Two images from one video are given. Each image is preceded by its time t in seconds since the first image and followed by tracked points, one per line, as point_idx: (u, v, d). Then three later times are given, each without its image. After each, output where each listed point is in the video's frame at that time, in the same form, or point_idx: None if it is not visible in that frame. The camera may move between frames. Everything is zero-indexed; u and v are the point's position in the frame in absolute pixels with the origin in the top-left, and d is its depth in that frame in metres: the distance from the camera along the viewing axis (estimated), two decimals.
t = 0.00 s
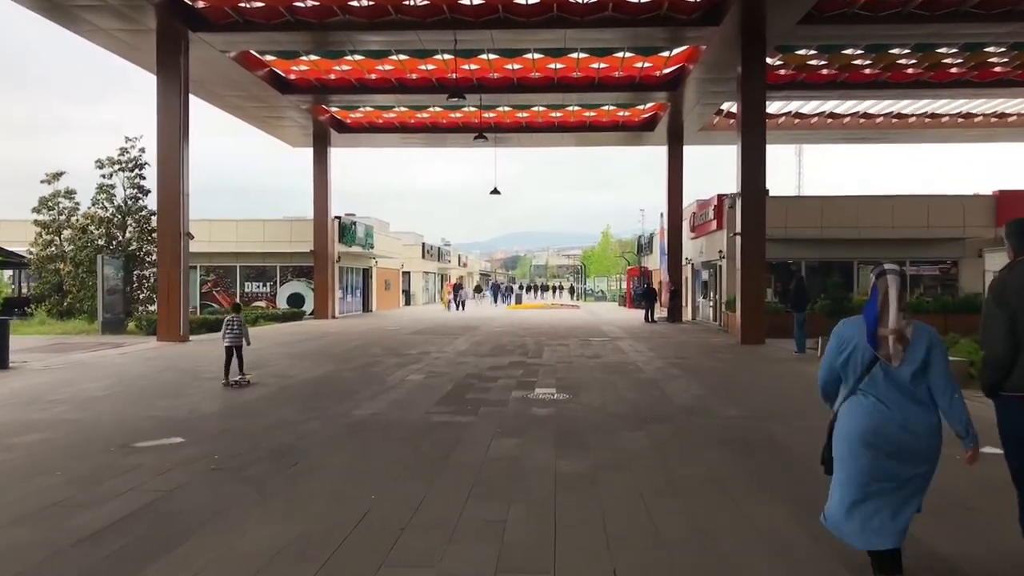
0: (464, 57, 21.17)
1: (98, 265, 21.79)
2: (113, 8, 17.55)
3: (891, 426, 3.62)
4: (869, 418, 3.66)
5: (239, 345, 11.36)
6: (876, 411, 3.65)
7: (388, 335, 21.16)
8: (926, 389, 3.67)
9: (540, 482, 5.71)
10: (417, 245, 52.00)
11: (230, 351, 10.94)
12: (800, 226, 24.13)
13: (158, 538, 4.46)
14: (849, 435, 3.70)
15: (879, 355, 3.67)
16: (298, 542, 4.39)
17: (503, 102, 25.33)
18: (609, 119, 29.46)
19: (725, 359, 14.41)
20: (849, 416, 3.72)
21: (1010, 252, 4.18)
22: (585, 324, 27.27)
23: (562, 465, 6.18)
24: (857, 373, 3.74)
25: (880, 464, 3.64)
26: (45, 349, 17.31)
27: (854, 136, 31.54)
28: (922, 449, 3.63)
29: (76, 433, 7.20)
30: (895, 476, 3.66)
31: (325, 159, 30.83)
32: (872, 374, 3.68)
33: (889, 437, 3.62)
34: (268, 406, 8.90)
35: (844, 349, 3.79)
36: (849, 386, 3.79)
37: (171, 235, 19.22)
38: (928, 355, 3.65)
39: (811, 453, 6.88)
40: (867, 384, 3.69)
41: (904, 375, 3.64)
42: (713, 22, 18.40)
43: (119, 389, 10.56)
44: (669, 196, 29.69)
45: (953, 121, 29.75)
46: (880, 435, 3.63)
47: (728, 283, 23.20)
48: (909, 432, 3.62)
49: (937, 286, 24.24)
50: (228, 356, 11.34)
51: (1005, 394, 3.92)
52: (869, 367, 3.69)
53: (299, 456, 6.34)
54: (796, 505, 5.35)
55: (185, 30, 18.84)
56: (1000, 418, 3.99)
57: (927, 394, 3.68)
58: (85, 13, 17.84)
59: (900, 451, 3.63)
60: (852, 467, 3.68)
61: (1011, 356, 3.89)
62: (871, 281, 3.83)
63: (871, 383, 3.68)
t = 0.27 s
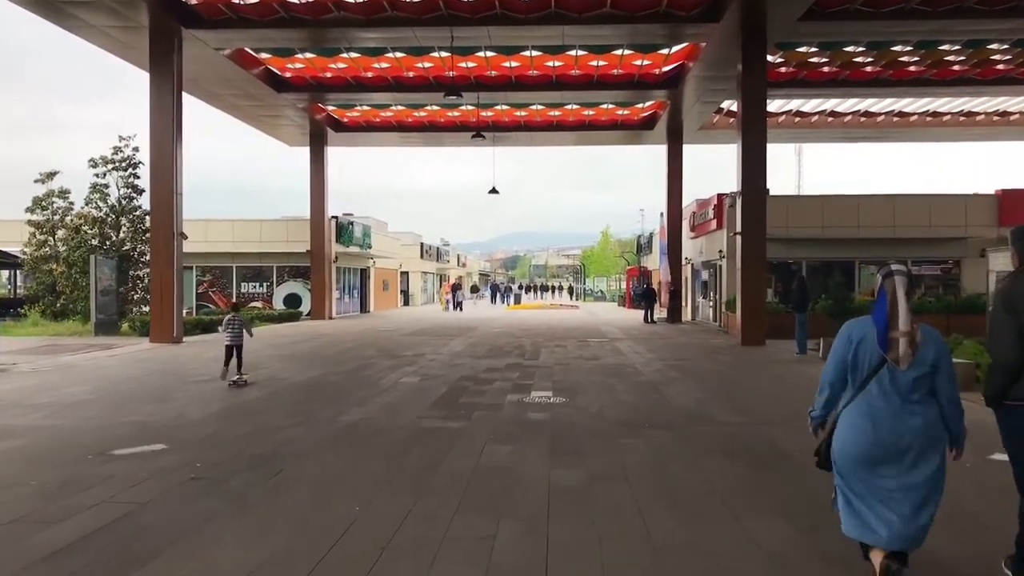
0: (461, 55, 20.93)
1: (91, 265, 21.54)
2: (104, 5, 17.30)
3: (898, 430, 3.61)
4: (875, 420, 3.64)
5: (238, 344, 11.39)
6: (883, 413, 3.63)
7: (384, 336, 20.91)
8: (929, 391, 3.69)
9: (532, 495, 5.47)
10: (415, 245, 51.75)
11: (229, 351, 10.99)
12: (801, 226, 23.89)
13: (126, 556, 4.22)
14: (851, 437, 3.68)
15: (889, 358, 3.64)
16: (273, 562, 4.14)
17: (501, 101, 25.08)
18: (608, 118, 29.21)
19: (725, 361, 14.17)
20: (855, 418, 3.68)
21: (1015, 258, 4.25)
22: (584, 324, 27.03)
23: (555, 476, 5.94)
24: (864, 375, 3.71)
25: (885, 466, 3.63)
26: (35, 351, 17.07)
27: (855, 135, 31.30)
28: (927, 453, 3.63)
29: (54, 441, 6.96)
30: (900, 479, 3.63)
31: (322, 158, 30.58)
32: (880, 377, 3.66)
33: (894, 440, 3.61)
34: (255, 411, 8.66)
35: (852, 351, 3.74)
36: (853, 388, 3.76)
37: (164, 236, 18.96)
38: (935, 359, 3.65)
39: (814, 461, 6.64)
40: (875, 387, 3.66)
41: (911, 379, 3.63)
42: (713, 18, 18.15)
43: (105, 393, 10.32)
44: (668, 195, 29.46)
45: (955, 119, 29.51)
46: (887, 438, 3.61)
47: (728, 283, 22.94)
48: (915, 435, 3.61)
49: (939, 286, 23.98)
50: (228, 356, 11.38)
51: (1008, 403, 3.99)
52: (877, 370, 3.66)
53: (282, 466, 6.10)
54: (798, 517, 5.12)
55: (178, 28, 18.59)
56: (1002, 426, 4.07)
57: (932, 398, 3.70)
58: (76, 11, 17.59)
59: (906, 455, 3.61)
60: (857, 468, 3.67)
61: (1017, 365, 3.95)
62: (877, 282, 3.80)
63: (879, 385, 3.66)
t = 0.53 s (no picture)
0: (459, 51, 20.70)
1: (85, 264, 21.31)
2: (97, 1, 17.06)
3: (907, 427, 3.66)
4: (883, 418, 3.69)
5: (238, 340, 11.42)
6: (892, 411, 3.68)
7: (382, 336, 20.70)
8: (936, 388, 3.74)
9: (529, 502, 5.25)
10: (414, 244, 51.53)
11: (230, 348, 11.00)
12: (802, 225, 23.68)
13: (99, 569, 4.00)
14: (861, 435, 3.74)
15: (895, 355, 3.70)
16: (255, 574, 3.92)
17: (500, 99, 24.85)
18: (608, 116, 29.00)
19: (727, 361, 13.95)
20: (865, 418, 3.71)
21: None
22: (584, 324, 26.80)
23: (554, 482, 5.71)
24: (871, 373, 3.75)
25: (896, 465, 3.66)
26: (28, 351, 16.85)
27: (857, 134, 31.08)
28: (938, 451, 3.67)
29: (36, 444, 6.73)
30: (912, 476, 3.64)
31: (320, 157, 30.36)
32: (888, 375, 3.70)
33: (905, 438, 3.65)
34: (246, 413, 8.44)
35: (859, 350, 3.78)
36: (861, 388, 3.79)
37: (159, 234, 18.72)
38: (939, 356, 3.72)
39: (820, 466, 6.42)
40: (883, 384, 3.70)
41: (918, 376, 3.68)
42: (715, 15, 17.92)
43: (94, 394, 10.09)
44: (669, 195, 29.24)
45: (957, 118, 29.30)
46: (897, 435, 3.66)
47: (730, 283, 22.71)
48: (924, 432, 3.64)
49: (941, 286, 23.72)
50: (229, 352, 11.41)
51: (1014, 396, 3.75)
52: (885, 367, 3.71)
53: (270, 470, 5.87)
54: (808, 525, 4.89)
55: (173, 24, 18.36)
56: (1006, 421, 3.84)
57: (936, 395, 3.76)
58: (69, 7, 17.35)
59: (917, 452, 3.64)
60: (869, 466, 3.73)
61: None
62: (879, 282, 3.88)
63: (888, 383, 3.70)
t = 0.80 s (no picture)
0: (458, 48, 20.45)
1: (80, 263, 21.06)
2: None
3: (907, 428, 3.58)
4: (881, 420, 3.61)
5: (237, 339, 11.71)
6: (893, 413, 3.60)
7: (380, 336, 20.46)
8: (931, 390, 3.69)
9: (526, 513, 5.00)
10: (413, 243, 51.30)
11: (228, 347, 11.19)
12: (805, 224, 23.44)
13: None
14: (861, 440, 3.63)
15: (892, 357, 3.64)
16: None
17: (499, 96, 24.60)
18: (608, 114, 28.75)
19: (730, 362, 13.70)
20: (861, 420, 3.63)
21: None
22: (584, 324, 26.56)
23: (551, 491, 5.47)
24: (868, 375, 3.67)
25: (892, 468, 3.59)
26: (20, 351, 16.59)
27: (858, 132, 30.86)
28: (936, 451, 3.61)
29: (15, 449, 6.49)
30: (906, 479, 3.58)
31: (317, 155, 30.12)
32: (884, 377, 3.63)
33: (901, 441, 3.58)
34: (236, 416, 8.20)
35: (854, 352, 3.71)
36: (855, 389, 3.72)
37: (153, 233, 18.47)
38: (935, 356, 3.67)
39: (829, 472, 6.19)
40: (881, 385, 3.62)
41: (915, 376, 3.63)
42: (717, 11, 17.67)
43: (81, 396, 9.85)
44: (669, 193, 29.00)
45: (960, 116, 29.08)
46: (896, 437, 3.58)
47: (732, 282, 22.48)
48: (920, 434, 3.58)
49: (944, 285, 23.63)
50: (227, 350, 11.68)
51: None
52: (882, 369, 3.64)
53: (255, 479, 5.62)
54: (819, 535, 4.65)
55: (167, 20, 18.10)
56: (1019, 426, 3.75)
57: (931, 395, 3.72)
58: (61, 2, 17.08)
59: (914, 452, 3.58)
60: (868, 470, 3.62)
61: None
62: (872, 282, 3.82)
63: (886, 384, 3.62)
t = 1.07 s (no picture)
0: (456, 48, 20.28)
1: (74, 265, 20.86)
2: None
3: (896, 432, 3.33)
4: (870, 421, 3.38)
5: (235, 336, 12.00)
6: (880, 416, 3.36)
7: (378, 338, 20.28)
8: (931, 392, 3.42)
9: (521, 525, 4.82)
10: (412, 244, 51.10)
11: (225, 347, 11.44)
12: (806, 225, 23.23)
13: None
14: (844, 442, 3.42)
15: (883, 357, 3.40)
16: None
17: (498, 96, 24.42)
18: (608, 115, 28.58)
19: (731, 365, 13.50)
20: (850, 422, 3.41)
21: None
22: (583, 325, 26.38)
23: (548, 502, 5.26)
24: (858, 376, 3.45)
25: (881, 473, 3.35)
26: (12, 353, 16.40)
27: (859, 133, 30.68)
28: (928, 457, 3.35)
29: None
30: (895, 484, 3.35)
31: (315, 156, 29.92)
32: (875, 378, 3.40)
33: (892, 445, 3.33)
34: (226, 421, 8.01)
35: (844, 352, 3.51)
36: (847, 390, 3.51)
37: (148, 234, 18.28)
38: (933, 358, 3.40)
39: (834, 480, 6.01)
40: (870, 387, 3.40)
41: (908, 378, 3.37)
42: (717, 9, 17.48)
43: (70, 400, 9.67)
44: (669, 194, 28.82)
45: (962, 116, 28.91)
46: (883, 440, 3.33)
47: (732, 283, 22.28)
48: (913, 438, 3.33)
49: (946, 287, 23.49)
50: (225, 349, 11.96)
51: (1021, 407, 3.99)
52: (872, 369, 3.41)
53: (240, 489, 5.42)
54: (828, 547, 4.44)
55: (162, 19, 17.92)
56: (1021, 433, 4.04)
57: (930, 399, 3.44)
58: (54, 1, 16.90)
59: (903, 457, 3.33)
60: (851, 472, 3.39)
61: None
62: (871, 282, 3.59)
63: (875, 386, 3.40)
